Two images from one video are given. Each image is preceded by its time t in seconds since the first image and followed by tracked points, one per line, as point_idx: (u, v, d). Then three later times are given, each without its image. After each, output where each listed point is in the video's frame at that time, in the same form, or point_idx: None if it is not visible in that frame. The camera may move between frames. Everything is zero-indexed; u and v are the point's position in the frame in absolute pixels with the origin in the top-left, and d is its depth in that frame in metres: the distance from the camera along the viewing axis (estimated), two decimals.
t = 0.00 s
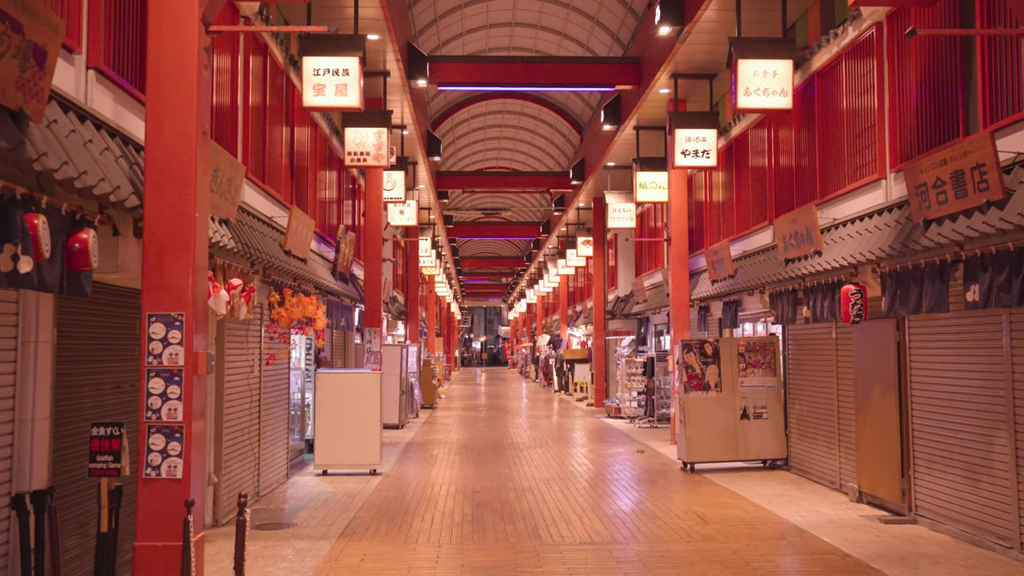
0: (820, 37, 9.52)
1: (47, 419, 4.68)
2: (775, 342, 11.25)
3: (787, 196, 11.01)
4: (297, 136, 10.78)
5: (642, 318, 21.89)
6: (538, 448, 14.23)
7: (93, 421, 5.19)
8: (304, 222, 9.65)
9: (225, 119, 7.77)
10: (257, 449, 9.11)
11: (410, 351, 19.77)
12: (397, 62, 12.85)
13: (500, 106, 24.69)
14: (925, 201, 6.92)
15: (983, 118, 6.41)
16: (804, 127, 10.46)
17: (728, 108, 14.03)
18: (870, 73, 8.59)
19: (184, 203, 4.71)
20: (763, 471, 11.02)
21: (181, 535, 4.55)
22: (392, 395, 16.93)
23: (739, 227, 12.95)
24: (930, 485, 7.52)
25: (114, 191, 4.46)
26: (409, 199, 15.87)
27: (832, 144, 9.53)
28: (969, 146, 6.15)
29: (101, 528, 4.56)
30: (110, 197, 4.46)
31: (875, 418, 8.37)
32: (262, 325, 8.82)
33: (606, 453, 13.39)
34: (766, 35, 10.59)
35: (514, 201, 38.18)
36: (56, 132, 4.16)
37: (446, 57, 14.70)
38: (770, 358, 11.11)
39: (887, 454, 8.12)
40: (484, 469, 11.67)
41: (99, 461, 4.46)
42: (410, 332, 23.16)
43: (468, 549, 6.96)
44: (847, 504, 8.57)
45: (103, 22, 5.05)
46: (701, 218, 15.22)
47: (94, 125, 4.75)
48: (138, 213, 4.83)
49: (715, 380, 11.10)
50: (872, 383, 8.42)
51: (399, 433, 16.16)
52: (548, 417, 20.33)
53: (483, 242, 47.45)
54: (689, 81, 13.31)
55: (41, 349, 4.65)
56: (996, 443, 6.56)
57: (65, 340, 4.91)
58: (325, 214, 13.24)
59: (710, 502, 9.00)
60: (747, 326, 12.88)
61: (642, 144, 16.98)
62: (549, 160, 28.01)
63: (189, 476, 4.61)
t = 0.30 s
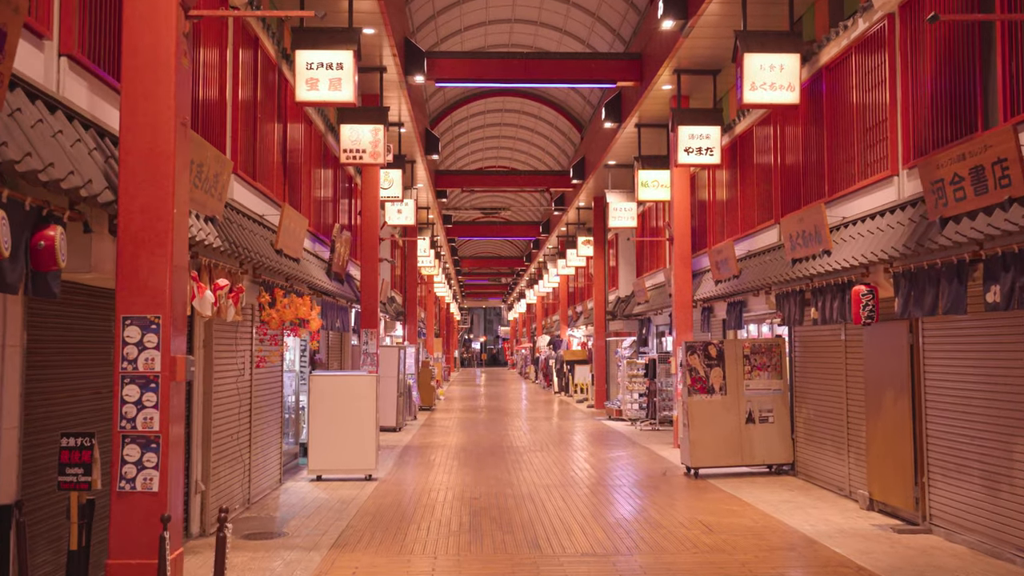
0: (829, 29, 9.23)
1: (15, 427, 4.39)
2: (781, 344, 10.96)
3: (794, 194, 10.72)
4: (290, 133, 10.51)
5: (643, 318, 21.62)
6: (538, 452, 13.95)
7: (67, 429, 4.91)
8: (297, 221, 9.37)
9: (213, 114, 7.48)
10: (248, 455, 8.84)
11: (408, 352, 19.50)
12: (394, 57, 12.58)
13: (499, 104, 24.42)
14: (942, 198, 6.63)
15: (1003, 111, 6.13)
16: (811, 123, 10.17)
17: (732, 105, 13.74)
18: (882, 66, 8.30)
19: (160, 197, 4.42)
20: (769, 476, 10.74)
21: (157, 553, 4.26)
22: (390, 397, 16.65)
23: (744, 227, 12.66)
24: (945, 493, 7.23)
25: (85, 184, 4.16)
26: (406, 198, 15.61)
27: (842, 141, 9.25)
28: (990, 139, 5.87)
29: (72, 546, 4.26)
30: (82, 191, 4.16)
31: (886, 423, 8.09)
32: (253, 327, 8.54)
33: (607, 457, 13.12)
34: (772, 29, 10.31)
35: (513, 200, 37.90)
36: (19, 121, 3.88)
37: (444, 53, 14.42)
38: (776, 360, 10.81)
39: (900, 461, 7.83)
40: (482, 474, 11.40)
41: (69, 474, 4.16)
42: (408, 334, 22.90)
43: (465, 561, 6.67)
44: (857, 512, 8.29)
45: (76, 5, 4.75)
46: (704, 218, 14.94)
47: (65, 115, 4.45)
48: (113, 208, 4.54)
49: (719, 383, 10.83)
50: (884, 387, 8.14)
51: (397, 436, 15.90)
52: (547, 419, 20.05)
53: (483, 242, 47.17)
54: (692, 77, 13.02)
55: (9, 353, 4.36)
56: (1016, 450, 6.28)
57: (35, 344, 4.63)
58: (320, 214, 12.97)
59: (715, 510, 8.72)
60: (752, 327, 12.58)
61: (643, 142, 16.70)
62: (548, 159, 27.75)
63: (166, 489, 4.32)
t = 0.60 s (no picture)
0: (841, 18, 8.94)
1: None
2: (789, 344, 10.68)
3: (803, 189, 10.43)
4: (286, 126, 10.23)
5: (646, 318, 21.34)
6: (539, 453, 13.66)
7: (41, 431, 4.62)
8: (292, 215, 9.08)
9: (203, 104, 7.19)
10: (241, 456, 8.55)
11: (407, 351, 19.22)
12: (393, 50, 12.31)
13: (500, 101, 24.16)
14: (963, 190, 6.34)
15: None
16: (822, 117, 9.89)
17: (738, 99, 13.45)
18: (897, 55, 8.02)
19: (139, 181, 4.14)
20: (777, 479, 10.46)
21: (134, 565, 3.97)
22: (389, 398, 16.37)
23: (751, 223, 12.38)
24: (964, 498, 6.94)
25: (57, 168, 3.88)
26: (406, 194, 15.36)
27: (854, 133, 8.97)
28: (1016, 127, 5.58)
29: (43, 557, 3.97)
30: (53, 175, 3.88)
31: (901, 425, 7.80)
32: (245, 324, 8.24)
33: (610, 458, 12.84)
34: (781, 20, 10.02)
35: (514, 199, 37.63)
36: None
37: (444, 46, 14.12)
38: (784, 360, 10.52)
39: (916, 464, 7.55)
40: (483, 476, 11.13)
41: (38, 480, 3.87)
42: (408, 333, 22.62)
43: (465, 569, 6.39)
44: (871, 517, 8.01)
45: None
46: (709, 215, 14.66)
47: (37, 96, 4.17)
48: (88, 196, 4.26)
49: (726, 384, 10.54)
50: (899, 387, 7.85)
51: (396, 437, 15.63)
52: (548, 420, 19.78)
53: (483, 241, 46.82)
54: (697, 71, 12.73)
55: None
56: None
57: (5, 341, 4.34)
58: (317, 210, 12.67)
59: (723, 514, 8.44)
60: (759, 327, 12.27)
61: (647, 138, 16.43)
62: (549, 157, 27.49)
63: (144, 495, 4.03)
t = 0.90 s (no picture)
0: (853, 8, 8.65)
1: None
2: (798, 345, 10.39)
3: (813, 186, 10.14)
4: (280, 122, 9.95)
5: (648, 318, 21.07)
6: (540, 456, 13.37)
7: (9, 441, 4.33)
8: (286, 213, 8.79)
9: (190, 96, 6.89)
10: (232, 462, 8.26)
11: (405, 352, 18.92)
12: (391, 45, 12.02)
13: (501, 98, 23.89)
14: (986, 184, 6.05)
15: None
16: (832, 111, 9.59)
17: (744, 95, 13.16)
18: (912, 46, 7.72)
19: (113, 173, 3.85)
20: (786, 483, 10.17)
21: None
22: (387, 399, 16.08)
23: (757, 221, 12.09)
24: (985, 506, 6.65)
25: (21, 157, 3.59)
26: (404, 192, 15.09)
27: (867, 128, 8.67)
28: None
29: None
30: (17, 165, 3.59)
31: (918, 430, 7.51)
32: (237, 325, 7.95)
33: (613, 462, 12.55)
34: (790, 11, 9.72)
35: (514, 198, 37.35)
36: None
37: (444, 41, 13.82)
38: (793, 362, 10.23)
39: (934, 471, 7.26)
40: (483, 481, 10.85)
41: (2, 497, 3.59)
42: (407, 333, 22.33)
43: None
44: (885, 526, 7.71)
45: None
46: (714, 213, 14.36)
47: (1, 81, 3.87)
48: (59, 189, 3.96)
49: (733, 386, 10.25)
50: (915, 390, 7.56)
51: (395, 440, 15.34)
52: (549, 421, 19.50)
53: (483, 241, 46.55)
54: (702, 65, 12.43)
55: None
56: None
57: None
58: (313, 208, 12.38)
59: (731, 522, 8.15)
60: (766, 327, 11.98)
61: (650, 135, 16.14)
62: (550, 155, 27.22)
63: (118, 510, 3.75)
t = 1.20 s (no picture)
0: None
1: None
2: (805, 343, 10.10)
3: (820, 180, 9.85)
4: (273, 114, 9.68)
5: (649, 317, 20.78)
6: (540, 457, 13.08)
7: None
8: (277, 207, 8.50)
9: (174, 84, 6.61)
10: (222, 464, 7.99)
11: (403, 351, 18.64)
12: (387, 37, 11.74)
13: (500, 95, 23.62)
14: (1005, 174, 5.77)
15: None
16: (841, 102, 9.31)
17: (748, 88, 12.88)
18: (926, 33, 7.44)
19: (78, 156, 3.57)
20: (793, 486, 9.88)
21: None
22: (385, 399, 15.79)
23: (762, 217, 11.80)
24: (1003, 510, 6.36)
25: None
26: (401, 188, 14.82)
27: (878, 119, 8.40)
28: None
29: None
30: None
31: (932, 431, 7.23)
32: (225, 323, 7.67)
33: (614, 463, 12.28)
34: None
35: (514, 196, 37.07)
36: None
37: (442, 34, 13.54)
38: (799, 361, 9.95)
39: (949, 474, 6.97)
40: (481, 483, 10.57)
41: None
42: (405, 333, 22.04)
43: None
44: (898, 531, 7.43)
45: None
46: (718, 209, 14.08)
47: None
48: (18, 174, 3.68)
49: (738, 385, 9.97)
50: (929, 390, 7.28)
51: (392, 441, 15.06)
52: (549, 422, 19.21)
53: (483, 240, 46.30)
54: (706, 58, 12.15)
55: None
56: None
57: None
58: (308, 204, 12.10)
59: (738, 527, 7.86)
60: (771, 326, 11.70)
61: (651, 131, 15.87)
62: (550, 153, 26.95)
63: (83, 521, 3.47)
